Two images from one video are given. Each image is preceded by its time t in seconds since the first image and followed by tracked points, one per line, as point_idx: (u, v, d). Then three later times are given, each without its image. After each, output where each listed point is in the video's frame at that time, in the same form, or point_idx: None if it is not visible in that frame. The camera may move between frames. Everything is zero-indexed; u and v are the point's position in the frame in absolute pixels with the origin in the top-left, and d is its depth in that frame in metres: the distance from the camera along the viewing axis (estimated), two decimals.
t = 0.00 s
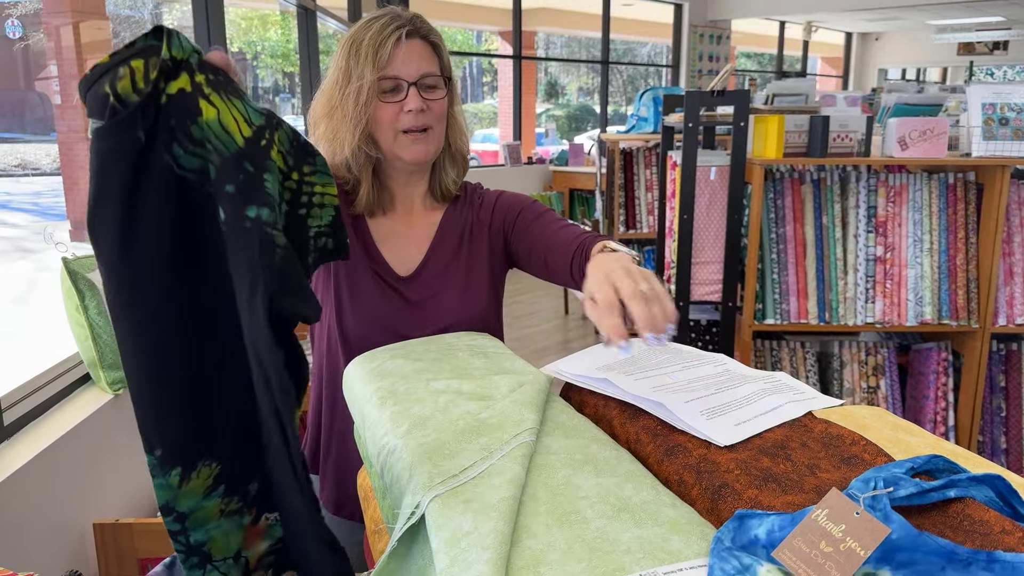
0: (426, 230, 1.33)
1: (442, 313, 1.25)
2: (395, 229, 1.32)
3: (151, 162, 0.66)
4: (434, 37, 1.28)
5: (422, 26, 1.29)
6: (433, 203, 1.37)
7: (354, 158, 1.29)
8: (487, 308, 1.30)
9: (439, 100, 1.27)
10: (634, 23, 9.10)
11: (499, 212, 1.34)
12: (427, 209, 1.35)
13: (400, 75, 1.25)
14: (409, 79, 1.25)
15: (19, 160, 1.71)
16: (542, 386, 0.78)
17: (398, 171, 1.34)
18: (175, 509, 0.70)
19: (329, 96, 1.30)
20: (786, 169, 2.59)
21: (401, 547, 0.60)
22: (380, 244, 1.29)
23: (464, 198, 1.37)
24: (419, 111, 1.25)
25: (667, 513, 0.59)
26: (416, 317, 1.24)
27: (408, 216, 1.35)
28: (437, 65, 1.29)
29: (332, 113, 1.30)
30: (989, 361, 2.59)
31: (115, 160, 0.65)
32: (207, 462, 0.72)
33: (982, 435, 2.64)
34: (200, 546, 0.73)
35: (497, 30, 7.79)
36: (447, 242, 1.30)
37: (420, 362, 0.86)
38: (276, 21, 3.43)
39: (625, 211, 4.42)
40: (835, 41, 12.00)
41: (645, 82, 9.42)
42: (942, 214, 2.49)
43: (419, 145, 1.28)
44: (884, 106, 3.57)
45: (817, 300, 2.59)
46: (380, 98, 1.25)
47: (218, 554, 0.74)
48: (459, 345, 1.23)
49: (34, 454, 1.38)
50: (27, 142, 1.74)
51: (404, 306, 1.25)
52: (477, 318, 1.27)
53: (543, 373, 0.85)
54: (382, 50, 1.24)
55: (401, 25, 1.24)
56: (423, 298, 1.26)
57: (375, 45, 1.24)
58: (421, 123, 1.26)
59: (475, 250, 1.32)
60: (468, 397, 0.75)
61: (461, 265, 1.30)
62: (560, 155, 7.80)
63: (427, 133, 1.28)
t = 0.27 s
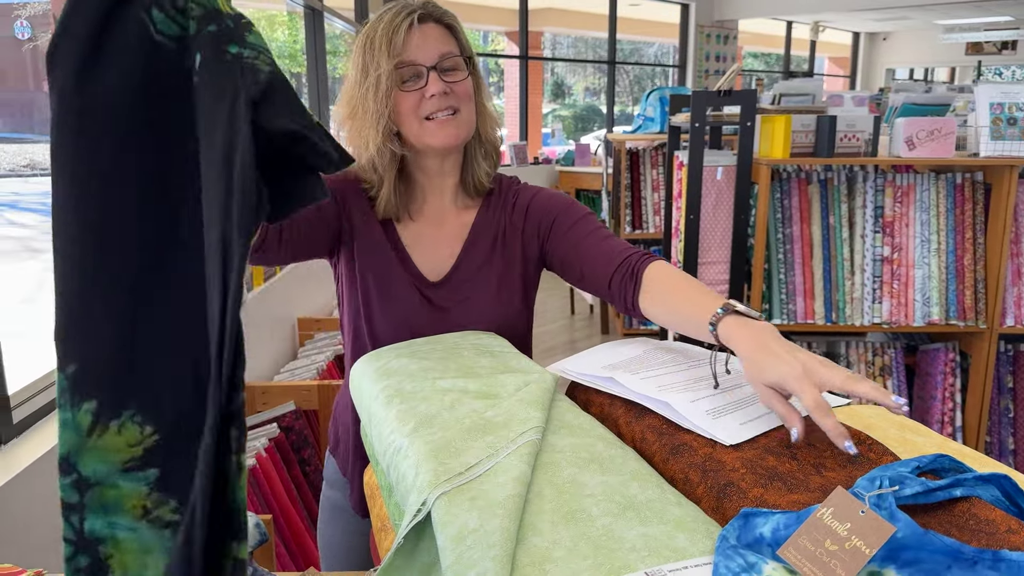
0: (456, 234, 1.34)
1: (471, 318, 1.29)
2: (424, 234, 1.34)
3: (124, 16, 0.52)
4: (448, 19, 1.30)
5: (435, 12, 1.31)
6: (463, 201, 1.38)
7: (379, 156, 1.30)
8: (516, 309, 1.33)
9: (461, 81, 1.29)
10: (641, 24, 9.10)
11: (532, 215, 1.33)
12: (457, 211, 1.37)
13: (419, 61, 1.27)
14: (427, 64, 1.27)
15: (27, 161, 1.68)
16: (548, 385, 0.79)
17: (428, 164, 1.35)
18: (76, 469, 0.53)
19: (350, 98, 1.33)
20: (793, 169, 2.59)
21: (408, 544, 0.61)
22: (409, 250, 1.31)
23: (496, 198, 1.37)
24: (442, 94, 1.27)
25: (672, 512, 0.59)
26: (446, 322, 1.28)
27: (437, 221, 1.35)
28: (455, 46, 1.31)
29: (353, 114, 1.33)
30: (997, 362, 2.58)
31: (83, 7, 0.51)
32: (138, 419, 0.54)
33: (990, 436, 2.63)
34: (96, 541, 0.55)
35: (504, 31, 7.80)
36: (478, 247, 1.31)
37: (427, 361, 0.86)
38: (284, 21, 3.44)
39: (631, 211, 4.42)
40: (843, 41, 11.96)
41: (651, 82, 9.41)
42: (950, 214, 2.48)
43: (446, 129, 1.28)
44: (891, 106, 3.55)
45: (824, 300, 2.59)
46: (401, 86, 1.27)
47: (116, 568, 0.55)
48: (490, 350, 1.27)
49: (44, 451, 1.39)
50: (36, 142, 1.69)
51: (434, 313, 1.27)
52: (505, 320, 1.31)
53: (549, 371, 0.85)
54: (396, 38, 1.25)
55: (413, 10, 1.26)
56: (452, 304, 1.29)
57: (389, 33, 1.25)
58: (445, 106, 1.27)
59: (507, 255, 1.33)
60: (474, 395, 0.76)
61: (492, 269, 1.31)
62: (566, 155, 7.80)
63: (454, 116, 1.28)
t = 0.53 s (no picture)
0: (478, 236, 1.35)
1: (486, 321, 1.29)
2: (447, 236, 1.36)
3: (106, 224, 0.52)
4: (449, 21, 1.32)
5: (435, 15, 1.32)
6: (489, 199, 1.41)
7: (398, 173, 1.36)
8: (537, 313, 1.32)
9: (469, 83, 1.31)
10: (645, 23, 9.09)
11: (556, 218, 1.31)
12: (482, 213, 1.38)
13: (424, 71, 1.30)
14: (433, 73, 1.30)
15: (33, 160, 1.74)
16: (550, 384, 0.79)
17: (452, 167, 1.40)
18: None
19: (365, 120, 1.40)
20: (796, 169, 2.58)
21: (409, 542, 0.61)
22: (430, 250, 1.34)
23: (522, 199, 1.35)
24: (452, 101, 1.30)
25: (674, 510, 0.59)
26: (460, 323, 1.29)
27: (462, 220, 1.38)
28: (460, 47, 1.32)
29: (370, 134, 1.40)
30: (1001, 362, 2.57)
31: (73, 216, 0.52)
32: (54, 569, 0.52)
33: (994, 436, 2.62)
34: None
35: (507, 31, 7.83)
36: (497, 249, 1.32)
37: (429, 360, 0.86)
38: (288, 22, 3.45)
39: (635, 211, 4.42)
40: (847, 41, 11.94)
41: (655, 82, 9.41)
42: (954, 213, 2.47)
43: (463, 136, 1.31)
44: (896, 105, 3.55)
45: (827, 300, 2.59)
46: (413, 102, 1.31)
47: None
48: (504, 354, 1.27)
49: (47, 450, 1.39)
50: (41, 142, 1.77)
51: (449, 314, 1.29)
52: (524, 323, 1.30)
53: (551, 370, 0.85)
54: (398, 53, 1.29)
55: (410, 22, 1.29)
56: (468, 305, 1.29)
57: (391, 52, 1.29)
58: (457, 113, 1.30)
59: (527, 258, 1.32)
60: (476, 394, 0.76)
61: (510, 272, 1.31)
62: (570, 155, 7.80)
63: (470, 121, 1.32)
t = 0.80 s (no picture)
0: (484, 238, 1.36)
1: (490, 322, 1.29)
2: (455, 238, 1.37)
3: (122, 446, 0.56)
4: (447, 38, 1.30)
5: (434, 28, 1.30)
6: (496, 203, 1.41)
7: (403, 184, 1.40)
8: (543, 315, 1.31)
9: (465, 105, 1.30)
10: (645, 24, 9.09)
11: (561, 220, 1.32)
12: (488, 216, 1.38)
13: (421, 92, 1.30)
14: (429, 94, 1.30)
15: (34, 160, 1.74)
16: (549, 386, 0.79)
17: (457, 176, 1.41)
18: None
19: (373, 125, 1.44)
20: (796, 169, 2.59)
21: (408, 543, 0.61)
22: (437, 253, 1.37)
23: (528, 202, 1.36)
24: (448, 123, 1.30)
25: (671, 512, 0.59)
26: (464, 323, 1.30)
27: (468, 224, 1.39)
28: (458, 64, 1.31)
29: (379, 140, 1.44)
30: (1000, 362, 2.57)
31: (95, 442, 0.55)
32: None
33: (993, 436, 2.63)
34: None
35: (508, 31, 7.87)
36: (502, 250, 1.33)
37: (428, 361, 0.87)
38: (288, 22, 3.45)
39: (635, 211, 4.42)
40: (847, 41, 11.94)
41: (655, 82, 9.41)
42: (953, 214, 2.47)
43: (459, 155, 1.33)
44: (895, 106, 3.55)
45: (827, 300, 2.59)
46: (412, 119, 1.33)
47: None
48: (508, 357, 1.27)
49: (48, 451, 1.40)
50: (41, 142, 1.77)
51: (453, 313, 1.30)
52: (529, 325, 1.30)
53: (550, 372, 0.85)
54: (395, 72, 1.30)
55: (408, 40, 1.28)
56: (472, 305, 1.31)
57: (388, 70, 1.30)
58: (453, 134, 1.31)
59: (531, 259, 1.32)
60: (475, 396, 0.76)
61: (514, 273, 1.32)
62: (570, 156, 7.82)
63: (466, 141, 1.32)
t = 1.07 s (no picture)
0: (476, 232, 1.35)
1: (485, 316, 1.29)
2: (447, 233, 1.37)
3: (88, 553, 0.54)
4: (434, 42, 1.29)
5: (422, 31, 1.30)
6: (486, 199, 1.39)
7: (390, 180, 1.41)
8: (537, 307, 1.31)
9: (451, 109, 1.31)
10: (645, 23, 9.09)
11: (551, 210, 1.31)
12: (478, 212, 1.37)
13: (408, 93, 1.31)
14: (415, 97, 1.31)
15: (34, 160, 1.74)
16: (550, 385, 0.79)
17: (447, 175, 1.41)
18: None
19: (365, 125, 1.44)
20: (796, 169, 2.59)
21: (410, 542, 0.61)
22: (430, 249, 1.36)
23: (517, 195, 1.35)
24: (433, 126, 1.31)
25: (672, 511, 0.59)
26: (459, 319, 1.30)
27: (460, 220, 1.38)
28: (445, 68, 1.30)
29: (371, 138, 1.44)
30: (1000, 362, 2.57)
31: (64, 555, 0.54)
32: None
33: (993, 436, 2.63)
34: None
35: (508, 31, 7.88)
36: (494, 243, 1.32)
37: (429, 361, 0.87)
38: (289, 22, 3.45)
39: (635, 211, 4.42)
40: (848, 41, 11.94)
41: (655, 82, 9.41)
42: (953, 214, 2.48)
43: (445, 155, 1.34)
44: (895, 106, 3.55)
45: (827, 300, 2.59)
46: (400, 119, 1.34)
47: None
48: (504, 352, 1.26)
49: (49, 450, 1.40)
50: (41, 141, 1.77)
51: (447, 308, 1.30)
52: (524, 318, 1.30)
53: (551, 371, 0.86)
54: (384, 73, 1.31)
55: (395, 42, 1.29)
56: (466, 300, 1.30)
57: (377, 71, 1.31)
58: (439, 136, 1.32)
59: (523, 249, 1.31)
60: (476, 395, 0.76)
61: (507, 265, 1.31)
62: (570, 155, 7.81)
63: (452, 141, 1.33)
